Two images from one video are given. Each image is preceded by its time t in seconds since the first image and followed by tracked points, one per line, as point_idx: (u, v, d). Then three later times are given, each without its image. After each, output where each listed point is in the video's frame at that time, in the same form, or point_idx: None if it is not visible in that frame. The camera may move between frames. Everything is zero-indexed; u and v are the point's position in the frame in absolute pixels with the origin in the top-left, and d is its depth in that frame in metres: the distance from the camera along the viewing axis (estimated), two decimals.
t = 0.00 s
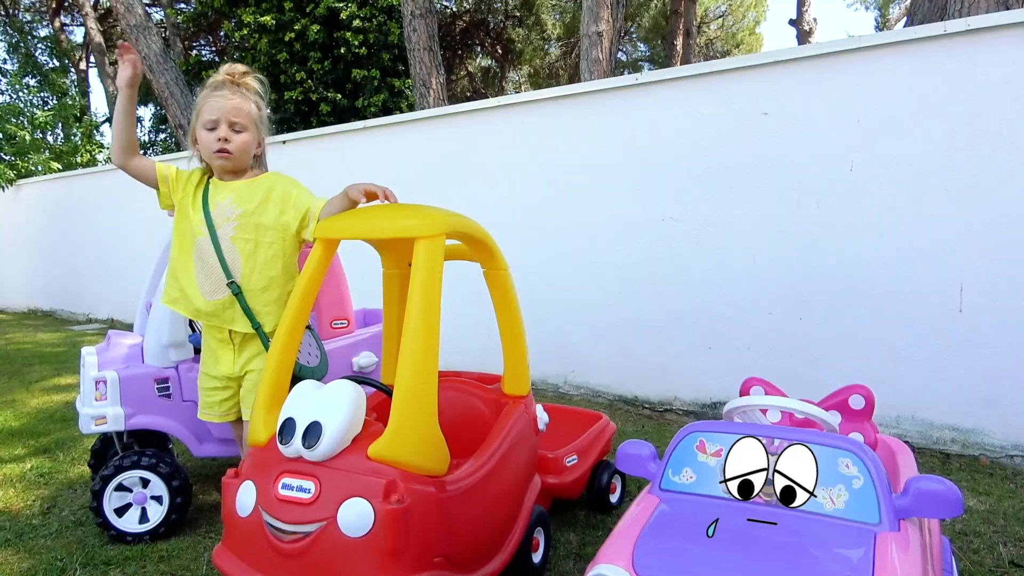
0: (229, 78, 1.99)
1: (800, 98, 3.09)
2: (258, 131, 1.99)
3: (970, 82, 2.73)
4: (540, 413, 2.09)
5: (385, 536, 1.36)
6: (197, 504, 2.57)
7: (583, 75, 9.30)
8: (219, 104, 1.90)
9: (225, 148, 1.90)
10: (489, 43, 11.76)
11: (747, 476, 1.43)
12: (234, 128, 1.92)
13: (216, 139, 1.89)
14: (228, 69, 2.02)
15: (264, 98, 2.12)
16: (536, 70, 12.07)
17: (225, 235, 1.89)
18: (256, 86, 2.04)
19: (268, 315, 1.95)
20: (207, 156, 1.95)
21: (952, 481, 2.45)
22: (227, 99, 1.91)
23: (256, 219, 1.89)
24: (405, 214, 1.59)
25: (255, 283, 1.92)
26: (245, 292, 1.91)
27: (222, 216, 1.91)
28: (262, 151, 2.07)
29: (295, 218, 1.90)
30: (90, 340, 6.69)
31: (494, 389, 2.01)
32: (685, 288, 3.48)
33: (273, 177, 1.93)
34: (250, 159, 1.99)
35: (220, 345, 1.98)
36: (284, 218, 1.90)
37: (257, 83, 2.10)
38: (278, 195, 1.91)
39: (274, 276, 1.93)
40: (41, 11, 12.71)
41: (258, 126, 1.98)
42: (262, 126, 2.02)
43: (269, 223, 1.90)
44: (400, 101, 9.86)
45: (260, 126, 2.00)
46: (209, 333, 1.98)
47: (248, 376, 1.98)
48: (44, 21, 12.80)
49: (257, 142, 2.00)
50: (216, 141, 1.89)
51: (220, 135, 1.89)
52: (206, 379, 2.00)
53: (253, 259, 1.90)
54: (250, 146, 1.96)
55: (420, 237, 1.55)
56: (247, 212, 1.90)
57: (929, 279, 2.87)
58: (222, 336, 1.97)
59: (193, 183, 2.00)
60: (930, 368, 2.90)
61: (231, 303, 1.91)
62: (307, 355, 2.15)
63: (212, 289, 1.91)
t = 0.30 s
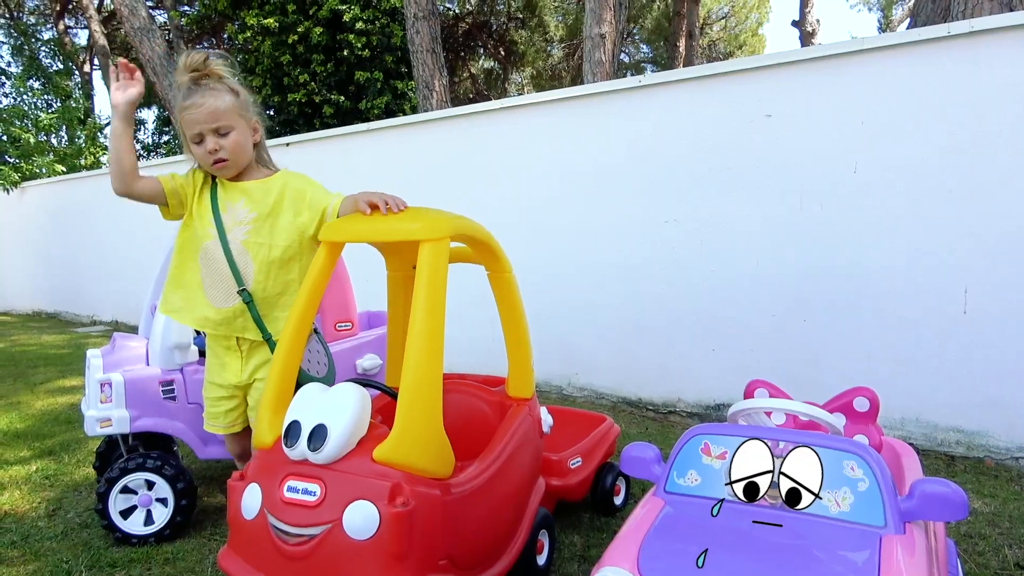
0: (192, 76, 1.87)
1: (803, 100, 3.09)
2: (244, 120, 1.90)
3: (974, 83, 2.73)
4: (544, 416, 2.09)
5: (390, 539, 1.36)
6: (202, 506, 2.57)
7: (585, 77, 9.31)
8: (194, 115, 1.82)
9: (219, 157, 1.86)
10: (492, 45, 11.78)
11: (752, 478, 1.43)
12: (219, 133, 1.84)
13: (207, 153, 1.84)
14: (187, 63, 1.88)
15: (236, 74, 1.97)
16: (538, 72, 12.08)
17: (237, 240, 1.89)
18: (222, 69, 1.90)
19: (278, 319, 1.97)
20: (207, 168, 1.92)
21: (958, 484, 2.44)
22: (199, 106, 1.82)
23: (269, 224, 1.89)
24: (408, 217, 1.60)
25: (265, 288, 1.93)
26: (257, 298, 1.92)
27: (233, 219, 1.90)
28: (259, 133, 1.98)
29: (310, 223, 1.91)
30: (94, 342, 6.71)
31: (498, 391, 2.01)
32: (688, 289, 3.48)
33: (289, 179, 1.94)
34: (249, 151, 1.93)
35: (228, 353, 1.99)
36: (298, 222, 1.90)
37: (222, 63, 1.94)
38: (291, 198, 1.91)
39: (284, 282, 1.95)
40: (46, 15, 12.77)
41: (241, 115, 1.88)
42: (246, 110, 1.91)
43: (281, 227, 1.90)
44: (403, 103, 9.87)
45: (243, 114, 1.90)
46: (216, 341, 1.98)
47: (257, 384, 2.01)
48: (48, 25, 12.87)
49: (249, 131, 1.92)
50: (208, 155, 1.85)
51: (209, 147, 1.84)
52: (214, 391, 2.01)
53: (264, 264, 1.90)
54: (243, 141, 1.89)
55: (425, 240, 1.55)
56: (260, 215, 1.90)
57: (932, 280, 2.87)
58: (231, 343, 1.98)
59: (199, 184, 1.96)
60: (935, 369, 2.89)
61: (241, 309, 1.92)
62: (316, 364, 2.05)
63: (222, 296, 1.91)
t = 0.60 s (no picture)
0: (186, 78, 1.83)
1: (813, 104, 3.09)
2: (239, 116, 1.82)
3: (985, 88, 2.72)
4: (552, 417, 2.11)
5: (399, 538, 1.37)
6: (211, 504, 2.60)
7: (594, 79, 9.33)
8: (187, 118, 1.77)
9: (216, 158, 1.78)
10: (501, 47, 11.82)
11: (758, 480, 1.43)
12: (213, 132, 1.78)
13: (204, 156, 1.78)
14: (179, 64, 1.84)
15: (233, 69, 1.90)
16: (547, 74, 12.09)
17: (260, 250, 1.81)
18: (214, 65, 1.84)
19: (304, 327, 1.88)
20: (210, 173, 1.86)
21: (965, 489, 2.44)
22: (190, 108, 1.76)
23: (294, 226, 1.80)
24: (418, 218, 1.61)
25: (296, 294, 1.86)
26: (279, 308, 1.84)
27: (252, 229, 1.82)
28: (260, 129, 1.89)
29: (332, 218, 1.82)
30: (104, 340, 6.77)
31: (506, 392, 2.03)
32: (697, 292, 3.48)
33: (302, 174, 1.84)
34: (249, 149, 1.84)
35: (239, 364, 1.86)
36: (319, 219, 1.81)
37: (217, 59, 1.89)
38: (306, 196, 1.82)
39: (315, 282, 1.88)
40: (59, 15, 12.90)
41: (234, 111, 1.80)
42: (241, 105, 1.83)
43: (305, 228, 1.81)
44: (411, 104, 9.89)
45: (237, 109, 1.81)
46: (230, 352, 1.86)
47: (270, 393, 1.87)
48: (60, 24, 13.00)
49: (246, 127, 1.83)
50: (205, 158, 1.79)
51: (204, 149, 1.78)
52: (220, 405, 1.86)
53: (291, 271, 1.83)
54: (239, 138, 1.80)
55: (435, 241, 1.57)
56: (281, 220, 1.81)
57: (942, 285, 2.86)
58: (251, 360, 1.85)
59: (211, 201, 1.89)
60: (943, 375, 2.88)
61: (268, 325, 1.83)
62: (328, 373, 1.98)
63: (251, 312, 1.82)
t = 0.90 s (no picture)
0: (191, 75, 1.70)
1: (824, 107, 3.10)
2: (248, 117, 1.69)
3: (997, 91, 2.72)
4: (563, 418, 2.13)
5: (413, 537, 1.39)
6: (226, 502, 2.58)
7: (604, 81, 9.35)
8: (193, 119, 1.65)
9: (222, 162, 1.66)
10: (511, 49, 11.86)
11: (765, 483, 1.44)
12: (221, 134, 1.66)
13: (210, 159, 1.66)
14: (185, 61, 1.71)
15: (242, 66, 1.78)
16: (557, 76, 12.11)
17: (268, 253, 1.68)
18: (221, 62, 1.71)
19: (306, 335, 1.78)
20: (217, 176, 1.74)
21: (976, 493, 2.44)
22: (196, 108, 1.64)
23: (307, 229, 1.69)
24: (432, 222, 1.63)
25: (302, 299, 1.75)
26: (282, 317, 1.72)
27: (260, 229, 1.68)
28: (270, 130, 1.77)
29: (344, 222, 1.74)
30: (118, 340, 6.85)
31: (518, 393, 2.05)
32: (707, 295, 3.49)
33: (313, 178, 1.74)
34: (258, 151, 1.72)
35: (236, 368, 1.72)
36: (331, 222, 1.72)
37: (225, 55, 1.76)
38: (319, 198, 1.71)
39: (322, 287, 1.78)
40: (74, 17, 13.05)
41: (242, 112, 1.68)
42: (250, 105, 1.71)
43: (315, 231, 1.71)
44: (422, 106, 9.93)
45: (246, 110, 1.69)
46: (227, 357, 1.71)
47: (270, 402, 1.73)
48: (74, 27, 13.15)
49: (255, 128, 1.71)
50: (212, 162, 1.66)
51: (211, 151, 1.66)
52: (212, 413, 1.70)
53: (300, 271, 1.72)
54: (248, 141, 1.68)
55: (449, 244, 1.59)
56: (290, 220, 1.69)
57: (952, 288, 2.86)
58: (248, 367, 1.71)
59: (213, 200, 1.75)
60: (954, 378, 2.88)
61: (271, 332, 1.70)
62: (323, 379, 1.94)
63: (254, 317, 1.69)
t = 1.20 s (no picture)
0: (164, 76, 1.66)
1: (829, 110, 3.11)
2: (225, 120, 1.66)
3: (1002, 94, 2.73)
4: (571, 419, 2.16)
5: (425, 536, 1.42)
6: (238, 501, 2.62)
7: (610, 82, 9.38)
8: (165, 121, 1.61)
9: (197, 166, 1.62)
10: (517, 50, 11.90)
11: (771, 484, 1.46)
12: (196, 137, 1.62)
13: (184, 163, 1.62)
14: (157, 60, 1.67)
15: (217, 67, 1.75)
16: (563, 77, 12.13)
17: (249, 259, 1.66)
18: (196, 63, 1.68)
19: (288, 343, 1.75)
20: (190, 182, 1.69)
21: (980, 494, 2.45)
22: (169, 109, 1.60)
23: (289, 232, 1.68)
24: (443, 226, 1.67)
25: (284, 305, 1.73)
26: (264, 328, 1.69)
27: (240, 234, 1.67)
28: (246, 134, 1.74)
29: (326, 226, 1.73)
30: (128, 341, 6.91)
31: (526, 394, 2.08)
32: (713, 297, 3.51)
33: (292, 181, 1.74)
34: (234, 156, 1.68)
35: (213, 380, 1.68)
36: (315, 225, 1.72)
37: (199, 56, 1.73)
38: (302, 201, 1.72)
39: (304, 291, 1.77)
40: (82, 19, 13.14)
41: (218, 114, 1.65)
42: (226, 108, 1.68)
43: (300, 235, 1.70)
44: (428, 108, 9.95)
45: (222, 113, 1.66)
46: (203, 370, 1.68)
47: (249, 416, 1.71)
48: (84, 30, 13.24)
49: (231, 131, 1.68)
50: (185, 165, 1.62)
51: (185, 155, 1.61)
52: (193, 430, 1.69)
53: (282, 278, 1.71)
54: (224, 145, 1.65)
55: (460, 248, 1.62)
56: (272, 224, 1.68)
57: (957, 290, 2.87)
58: (226, 380, 1.68)
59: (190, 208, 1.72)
60: (960, 380, 2.89)
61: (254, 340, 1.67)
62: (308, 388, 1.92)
63: (236, 326, 1.66)
